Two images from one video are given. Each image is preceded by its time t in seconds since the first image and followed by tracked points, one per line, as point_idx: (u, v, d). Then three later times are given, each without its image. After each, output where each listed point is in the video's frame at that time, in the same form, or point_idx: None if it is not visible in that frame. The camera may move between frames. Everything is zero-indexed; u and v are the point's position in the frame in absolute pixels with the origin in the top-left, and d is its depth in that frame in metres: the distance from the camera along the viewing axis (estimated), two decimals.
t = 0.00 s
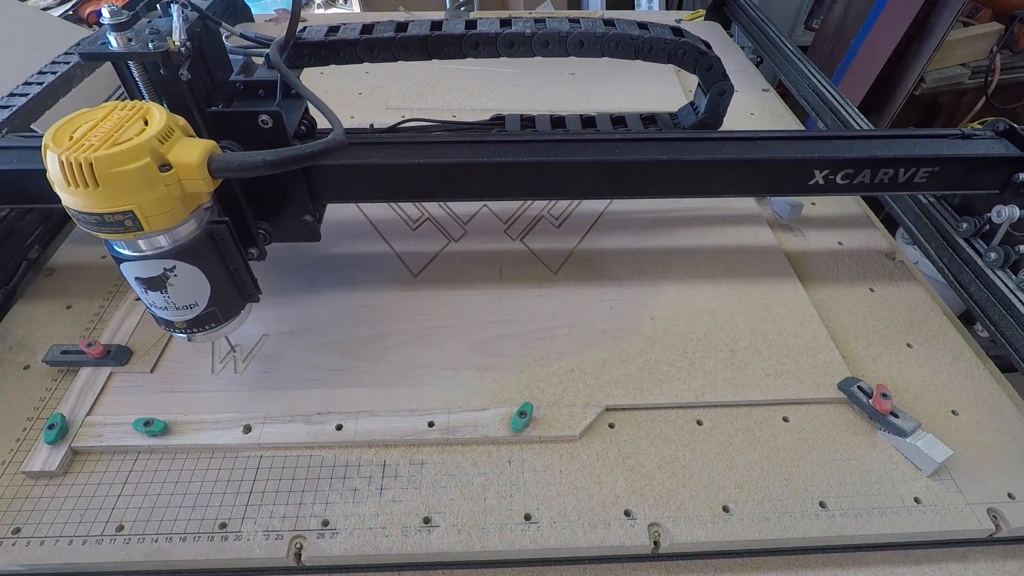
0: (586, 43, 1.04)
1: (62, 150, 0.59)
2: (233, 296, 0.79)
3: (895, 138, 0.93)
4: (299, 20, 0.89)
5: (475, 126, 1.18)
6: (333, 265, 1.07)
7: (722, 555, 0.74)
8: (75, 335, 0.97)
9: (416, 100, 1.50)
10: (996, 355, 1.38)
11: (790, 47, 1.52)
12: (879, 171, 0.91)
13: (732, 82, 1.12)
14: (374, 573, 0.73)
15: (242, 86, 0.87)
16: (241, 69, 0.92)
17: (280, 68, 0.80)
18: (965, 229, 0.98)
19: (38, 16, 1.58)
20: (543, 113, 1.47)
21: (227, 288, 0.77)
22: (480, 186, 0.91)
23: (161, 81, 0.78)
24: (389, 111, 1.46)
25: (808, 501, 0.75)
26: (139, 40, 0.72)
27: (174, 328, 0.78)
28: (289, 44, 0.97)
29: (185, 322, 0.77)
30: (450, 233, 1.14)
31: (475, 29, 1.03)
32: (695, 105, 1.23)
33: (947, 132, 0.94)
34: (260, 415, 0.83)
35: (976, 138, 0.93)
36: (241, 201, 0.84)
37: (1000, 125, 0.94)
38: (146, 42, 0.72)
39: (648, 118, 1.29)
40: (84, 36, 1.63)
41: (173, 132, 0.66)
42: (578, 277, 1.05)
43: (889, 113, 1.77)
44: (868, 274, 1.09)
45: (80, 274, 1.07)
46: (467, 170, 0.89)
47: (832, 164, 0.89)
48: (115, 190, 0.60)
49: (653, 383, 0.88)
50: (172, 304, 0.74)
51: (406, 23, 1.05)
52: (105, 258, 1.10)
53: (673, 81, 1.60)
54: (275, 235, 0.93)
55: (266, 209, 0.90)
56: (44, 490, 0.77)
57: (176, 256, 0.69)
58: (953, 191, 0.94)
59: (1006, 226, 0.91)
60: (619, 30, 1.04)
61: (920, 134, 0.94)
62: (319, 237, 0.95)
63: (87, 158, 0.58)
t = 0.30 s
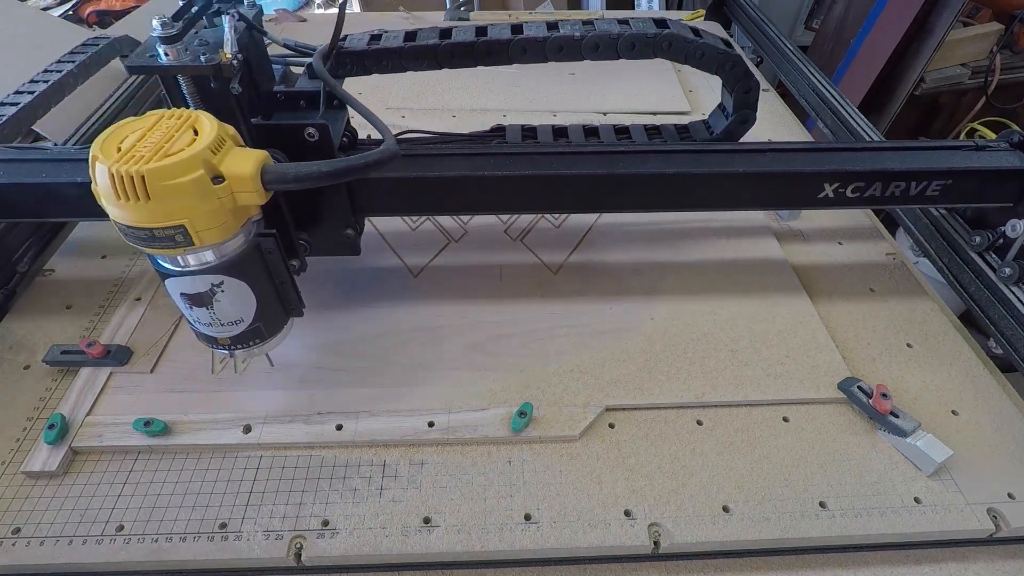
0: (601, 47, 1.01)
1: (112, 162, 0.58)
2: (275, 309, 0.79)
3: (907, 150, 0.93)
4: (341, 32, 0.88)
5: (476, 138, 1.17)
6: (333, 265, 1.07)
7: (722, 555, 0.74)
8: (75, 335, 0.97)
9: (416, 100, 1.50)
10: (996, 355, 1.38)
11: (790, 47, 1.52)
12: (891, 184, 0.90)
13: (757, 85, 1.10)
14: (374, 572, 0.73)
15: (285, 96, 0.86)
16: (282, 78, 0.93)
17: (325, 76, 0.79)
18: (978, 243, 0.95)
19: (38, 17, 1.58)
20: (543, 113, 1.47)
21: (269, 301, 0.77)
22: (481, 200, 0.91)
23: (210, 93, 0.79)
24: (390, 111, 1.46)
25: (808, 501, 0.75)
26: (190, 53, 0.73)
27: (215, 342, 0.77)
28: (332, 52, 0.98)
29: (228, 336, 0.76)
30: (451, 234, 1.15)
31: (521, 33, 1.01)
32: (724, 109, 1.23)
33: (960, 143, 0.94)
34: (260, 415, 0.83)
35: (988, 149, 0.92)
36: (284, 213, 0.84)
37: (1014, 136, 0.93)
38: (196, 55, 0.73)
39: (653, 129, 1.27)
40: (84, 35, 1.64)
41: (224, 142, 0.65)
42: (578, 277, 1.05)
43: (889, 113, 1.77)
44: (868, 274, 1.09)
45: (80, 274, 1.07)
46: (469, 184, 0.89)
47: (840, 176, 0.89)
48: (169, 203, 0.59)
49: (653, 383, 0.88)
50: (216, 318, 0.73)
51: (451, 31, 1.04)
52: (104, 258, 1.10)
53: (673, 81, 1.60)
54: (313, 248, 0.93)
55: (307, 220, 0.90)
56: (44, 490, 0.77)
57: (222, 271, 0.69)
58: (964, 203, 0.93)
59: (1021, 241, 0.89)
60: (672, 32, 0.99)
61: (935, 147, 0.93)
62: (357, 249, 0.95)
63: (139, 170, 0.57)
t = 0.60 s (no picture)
0: (605, 31, 1.04)
1: (156, 136, 0.59)
2: (300, 281, 0.80)
3: (892, 129, 0.93)
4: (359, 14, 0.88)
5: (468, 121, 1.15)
6: (333, 265, 1.07)
7: (723, 555, 0.74)
8: (75, 335, 0.97)
9: (417, 100, 1.50)
10: (996, 355, 1.38)
11: (790, 47, 1.52)
12: (871, 161, 0.91)
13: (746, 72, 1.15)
14: (373, 573, 0.73)
15: (303, 78, 0.85)
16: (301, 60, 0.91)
17: (342, 56, 0.80)
18: (955, 219, 1.00)
19: (38, 16, 1.58)
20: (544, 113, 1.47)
21: (295, 272, 0.77)
22: (455, 180, 0.92)
23: (240, 71, 0.77)
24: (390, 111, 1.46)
25: (807, 501, 0.75)
26: (223, 30, 0.72)
27: (244, 311, 0.78)
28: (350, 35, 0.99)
29: (256, 306, 0.77)
30: (450, 232, 1.14)
31: (530, 17, 1.03)
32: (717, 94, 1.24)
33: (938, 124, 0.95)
34: (260, 415, 0.83)
35: (966, 129, 0.94)
36: (307, 186, 0.85)
37: (990, 116, 0.94)
38: (230, 32, 0.71)
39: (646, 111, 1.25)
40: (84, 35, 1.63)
41: (258, 117, 0.65)
42: (578, 277, 1.05)
43: (889, 113, 1.77)
44: (868, 274, 1.09)
45: (79, 274, 1.07)
46: (443, 164, 0.90)
47: (824, 154, 0.89)
48: (209, 175, 0.60)
49: (653, 383, 0.88)
50: (245, 287, 0.74)
51: (463, 15, 1.06)
52: (104, 257, 1.10)
53: (673, 81, 1.60)
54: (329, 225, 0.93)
55: (326, 196, 0.90)
56: (44, 490, 0.77)
57: (251, 240, 0.69)
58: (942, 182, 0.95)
59: (994, 216, 0.93)
60: (671, 17, 1.05)
61: (916, 127, 0.94)
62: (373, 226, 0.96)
63: (182, 143, 0.58)
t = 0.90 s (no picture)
0: (605, 48, 1.03)
1: (124, 168, 0.59)
2: (282, 310, 0.79)
3: (912, 150, 0.93)
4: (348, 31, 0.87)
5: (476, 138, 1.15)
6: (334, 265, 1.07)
7: (723, 555, 0.74)
8: (75, 335, 0.97)
9: (417, 100, 1.50)
10: (996, 355, 1.38)
11: (790, 47, 1.52)
12: (889, 182, 0.90)
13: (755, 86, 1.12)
14: (373, 572, 0.73)
15: (289, 97, 0.86)
16: (287, 76, 0.95)
17: (330, 77, 0.77)
18: (977, 241, 0.96)
19: (38, 16, 1.58)
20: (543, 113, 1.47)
21: (276, 302, 0.77)
22: (458, 203, 0.92)
23: (217, 92, 0.76)
24: (390, 111, 1.46)
25: (808, 501, 0.75)
26: (196, 51, 0.72)
27: (223, 343, 0.77)
28: (340, 51, 0.98)
29: (235, 338, 0.76)
30: (450, 233, 1.15)
31: (526, 34, 1.03)
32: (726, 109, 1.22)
33: (961, 142, 0.94)
34: (260, 415, 0.83)
35: (988, 148, 0.93)
36: (291, 213, 0.85)
37: (1013, 134, 0.93)
38: (204, 53, 0.71)
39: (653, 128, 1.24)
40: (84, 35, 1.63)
41: (232, 146, 0.65)
42: (578, 277, 1.05)
43: (889, 113, 1.77)
44: (867, 274, 1.09)
45: (79, 275, 1.07)
46: (446, 187, 0.90)
47: (838, 175, 0.89)
48: (178, 207, 0.59)
49: (653, 383, 0.88)
50: (223, 320, 0.73)
51: (454, 31, 1.06)
52: (104, 258, 1.10)
53: (674, 81, 1.60)
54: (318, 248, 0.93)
55: (311, 222, 0.90)
56: (44, 490, 0.77)
57: (229, 273, 0.69)
58: (963, 203, 0.93)
59: (1018, 239, 0.90)
60: (674, 33, 1.03)
61: (936, 146, 0.93)
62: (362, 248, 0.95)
63: (151, 175, 0.58)
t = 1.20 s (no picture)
0: (635, 37, 1.03)
1: (181, 153, 0.59)
2: (322, 298, 0.79)
3: (901, 140, 0.93)
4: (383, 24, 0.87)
5: (476, 129, 1.15)
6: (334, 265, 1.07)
7: (723, 555, 0.74)
8: (75, 335, 0.97)
9: (417, 100, 1.50)
10: (996, 355, 1.38)
11: (790, 47, 1.52)
12: (880, 174, 0.91)
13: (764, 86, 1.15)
14: (373, 572, 0.73)
15: (327, 88, 0.85)
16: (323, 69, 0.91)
17: (365, 69, 0.79)
18: (966, 233, 0.97)
19: (38, 17, 1.57)
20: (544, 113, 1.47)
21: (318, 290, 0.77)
22: (460, 193, 0.92)
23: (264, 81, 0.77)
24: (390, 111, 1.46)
25: (808, 502, 0.75)
26: (246, 42, 0.72)
27: (265, 329, 0.78)
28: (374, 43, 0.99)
29: (278, 324, 0.77)
30: (450, 233, 1.14)
31: (557, 25, 1.03)
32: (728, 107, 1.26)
33: (951, 134, 0.94)
34: (260, 415, 0.83)
35: (978, 140, 0.93)
36: (329, 201, 0.85)
37: (1003, 126, 0.94)
38: (253, 44, 0.72)
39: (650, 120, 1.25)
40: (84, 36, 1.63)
41: (282, 134, 0.65)
42: (578, 277, 1.05)
43: (889, 113, 1.77)
44: (868, 274, 1.09)
45: (79, 275, 1.07)
46: (446, 176, 0.90)
47: (833, 166, 0.89)
48: (235, 192, 0.59)
49: (653, 383, 0.88)
50: (268, 306, 0.74)
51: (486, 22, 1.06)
52: (104, 258, 1.10)
53: (674, 81, 1.60)
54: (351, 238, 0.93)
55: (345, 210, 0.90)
56: (43, 490, 0.77)
57: (276, 259, 0.69)
58: (955, 194, 0.94)
59: (1009, 230, 0.91)
60: (703, 22, 1.04)
61: (929, 138, 0.94)
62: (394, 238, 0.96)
63: (209, 161, 0.58)
